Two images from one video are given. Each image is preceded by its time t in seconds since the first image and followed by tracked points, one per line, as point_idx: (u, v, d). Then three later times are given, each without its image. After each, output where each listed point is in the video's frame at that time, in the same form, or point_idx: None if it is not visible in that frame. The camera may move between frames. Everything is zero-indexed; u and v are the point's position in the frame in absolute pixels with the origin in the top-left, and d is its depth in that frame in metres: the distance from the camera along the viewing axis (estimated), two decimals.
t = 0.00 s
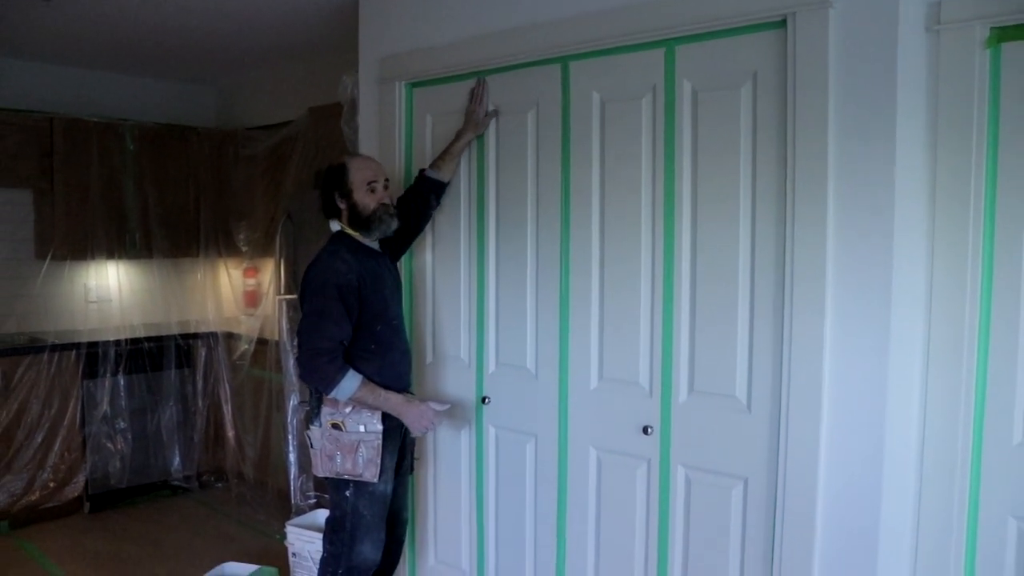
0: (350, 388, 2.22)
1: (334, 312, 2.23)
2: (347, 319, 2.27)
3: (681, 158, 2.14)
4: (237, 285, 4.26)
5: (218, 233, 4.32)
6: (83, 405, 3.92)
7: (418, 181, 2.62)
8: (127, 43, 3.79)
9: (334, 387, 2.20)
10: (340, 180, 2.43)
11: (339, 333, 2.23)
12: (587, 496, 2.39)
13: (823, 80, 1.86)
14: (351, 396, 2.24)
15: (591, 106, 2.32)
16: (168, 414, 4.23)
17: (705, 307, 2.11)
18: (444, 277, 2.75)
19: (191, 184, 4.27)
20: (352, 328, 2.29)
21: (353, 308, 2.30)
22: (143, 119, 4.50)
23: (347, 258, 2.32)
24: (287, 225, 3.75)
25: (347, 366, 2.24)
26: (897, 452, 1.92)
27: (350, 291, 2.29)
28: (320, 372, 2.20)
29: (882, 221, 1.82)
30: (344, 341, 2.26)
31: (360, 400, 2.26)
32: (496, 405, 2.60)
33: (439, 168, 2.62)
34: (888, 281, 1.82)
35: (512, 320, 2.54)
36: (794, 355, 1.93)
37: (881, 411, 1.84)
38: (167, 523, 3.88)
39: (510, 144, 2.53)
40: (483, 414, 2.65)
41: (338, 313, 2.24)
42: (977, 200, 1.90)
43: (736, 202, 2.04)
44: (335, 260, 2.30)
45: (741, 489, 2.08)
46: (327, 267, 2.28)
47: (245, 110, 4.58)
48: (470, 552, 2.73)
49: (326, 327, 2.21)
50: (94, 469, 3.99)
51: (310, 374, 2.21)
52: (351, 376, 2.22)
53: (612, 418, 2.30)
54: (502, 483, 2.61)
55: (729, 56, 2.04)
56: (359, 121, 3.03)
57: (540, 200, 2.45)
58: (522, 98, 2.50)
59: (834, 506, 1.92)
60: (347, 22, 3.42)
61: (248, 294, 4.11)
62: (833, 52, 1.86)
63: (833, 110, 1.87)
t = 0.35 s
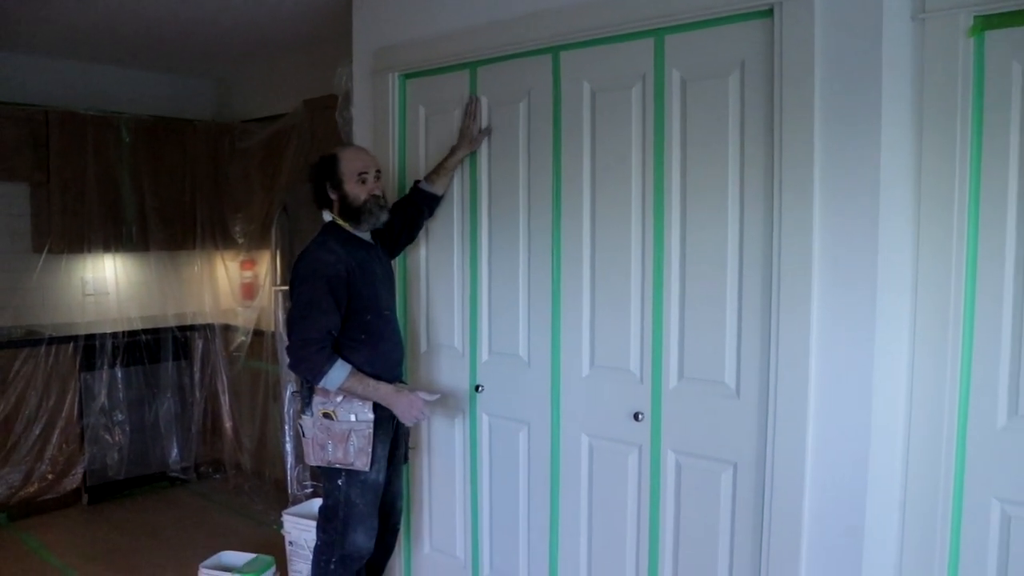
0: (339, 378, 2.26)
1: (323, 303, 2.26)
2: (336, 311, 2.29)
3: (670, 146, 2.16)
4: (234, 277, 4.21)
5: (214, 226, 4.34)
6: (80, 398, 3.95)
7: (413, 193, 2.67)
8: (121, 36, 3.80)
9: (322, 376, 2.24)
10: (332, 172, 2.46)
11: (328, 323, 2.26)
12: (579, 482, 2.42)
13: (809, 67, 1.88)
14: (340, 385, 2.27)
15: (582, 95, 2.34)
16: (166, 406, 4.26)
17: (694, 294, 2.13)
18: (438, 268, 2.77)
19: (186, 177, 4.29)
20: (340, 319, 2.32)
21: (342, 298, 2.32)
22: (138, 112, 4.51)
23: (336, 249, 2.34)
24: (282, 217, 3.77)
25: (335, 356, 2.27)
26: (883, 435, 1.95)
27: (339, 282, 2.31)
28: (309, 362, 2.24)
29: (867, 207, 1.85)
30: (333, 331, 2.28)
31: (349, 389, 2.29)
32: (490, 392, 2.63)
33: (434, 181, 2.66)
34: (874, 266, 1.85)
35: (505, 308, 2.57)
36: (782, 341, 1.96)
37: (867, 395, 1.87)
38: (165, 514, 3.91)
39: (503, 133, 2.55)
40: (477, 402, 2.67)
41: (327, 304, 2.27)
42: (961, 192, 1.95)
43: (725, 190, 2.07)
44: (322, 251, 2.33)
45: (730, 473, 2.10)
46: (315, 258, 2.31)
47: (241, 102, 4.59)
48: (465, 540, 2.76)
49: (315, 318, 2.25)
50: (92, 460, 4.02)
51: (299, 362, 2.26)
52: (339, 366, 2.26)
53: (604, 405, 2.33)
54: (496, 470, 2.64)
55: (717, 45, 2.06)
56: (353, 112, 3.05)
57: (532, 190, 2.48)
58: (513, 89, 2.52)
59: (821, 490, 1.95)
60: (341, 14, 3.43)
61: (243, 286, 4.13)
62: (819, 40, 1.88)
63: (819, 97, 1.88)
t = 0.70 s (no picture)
0: (326, 374, 2.27)
1: (306, 300, 2.27)
2: (321, 307, 2.30)
3: (656, 136, 2.17)
4: (225, 275, 4.17)
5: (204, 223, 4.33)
6: (73, 397, 3.94)
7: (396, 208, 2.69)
8: (106, 34, 3.78)
9: (308, 373, 2.25)
10: (315, 168, 2.44)
11: (313, 320, 2.27)
12: (571, 472, 2.44)
13: (792, 55, 1.88)
14: (328, 381, 2.28)
15: (568, 86, 2.35)
16: (159, 404, 4.26)
17: (682, 283, 2.15)
18: (427, 262, 2.77)
19: (175, 175, 4.28)
20: (325, 314, 2.33)
21: (326, 295, 2.34)
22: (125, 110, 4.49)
23: (317, 246, 2.34)
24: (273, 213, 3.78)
25: (322, 352, 2.28)
26: (871, 419, 1.97)
27: (321, 278, 2.31)
28: (294, 360, 2.25)
29: (851, 194, 1.86)
30: (318, 328, 2.29)
31: (337, 385, 2.29)
32: (482, 384, 2.64)
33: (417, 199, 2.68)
34: (860, 251, 1.86)
35: (495, 301, 2.59)
36: (770, 327, 1.97)
37: (855, 381, 1.89)
38: (161, 512, 3.92)
39: (490, 125, 2.56)
40: (469, 394, 2.69)
41: (310, 300, 2.28)
42: (944, 177, 1.99)
43: (711, 179, 2.08)
44: (304, 246, 2.32)
45: (721, 461, 2.12)
46: (297, 254, 2.30)
47: (228, 99, 4.58)
48: (460, 531, 2.78)
49: (299, 314, 2.26)
50: (86, 460, 4.02)
51: (286, 360, 2.26)
52: (326, 362, 2.26)
53: (595, 394, 2.35)
54: (488, 461, 2.66)
55: (701, 34, 2.06)
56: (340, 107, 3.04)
57: (520, 182, 2.49)
58: (499, 81, 2.52)
59: (811, 476, 1.97)
60: (326, 9, 3.42)
61: (237, 283, 4.07)
62: (802, 28, 1.88)
63: (803, 85, 1.89)
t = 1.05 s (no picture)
0: (321, 369, 2.27)
1: (300, 296, 2.27)
2: (315, 303, 2.30)
3: (658, 131, 2.17)
4: (226, 269, 4.17)
5: (206, 217, 4.32)
6: (74, 389, 3.95)
7: (391, 196, 2.70)
8: (108, 28, 3.78)
9: (303, 369, 2.26)
10: (336, 164, 2.39)
11: (308, 315, 2.27)
12: (571, 466, 2.44)
13: (795, 51, 1.88)
14: (323, 376, 2.28)
15: (570, 82, 2.35)
16: (159, 396, 4.26)
17: (683, 278, 2.15)
18: (428, 256, 2.78)
19: (177, 168, 4.27)
20: (320, 310, 2.33)
21: (320, 290, 2.33)
22: (127, 104, 4.49)
23: (309, 241, 2.34)
24: (275, 207, 3.78)
25: (317, 348, 2.28)
26: (871, 416, 1.97)
27: (315, 273, 2.31)
28: (289, 356, 2.25)
29: (852, 190, 1.86)
30: (313, 323, 2.29)
31: (332, 379, 2.29)
32: (483, 378, 2.64)
33: (412, 187, 2.69)
34: (862, 247, 1.86)
35: (496, 296, 2.59)
36: (771, 323, 1.97)
37: (855, 377, 1.89)
38: (161, 504, 3.93)
39: (492, 120, 2.56)
40: (469, 388, 2.69)
41: (305, 296, 2.27)
42: (946, 174, 2.00)
43: (712, 174, 2.08)
44: (296, 243, 2.32)
45: (720, 456, 2.12)
46: (290, 251, 2.31)
47: (230, 93, 4.57)
48: (460, 525, 2.78)
49: (294, 310, 2.25)
50: (86, 452, 4.03)
51: (280, 355, 2.27)
52: (321, 357, 2.27)
53: (595, 389, 2.35)
54: (489, 455, 2.66)
55: (704, 30, 2.06)
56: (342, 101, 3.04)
57: (522, 177, 2.49)
58: (501, 76, 2.52)
59: (811, 473, 1.97)
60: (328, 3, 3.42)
61: (238, 277, 4.08)
62: (806, 24, 1.88)
63: (805, 81, 1.89)
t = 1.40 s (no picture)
0: (322, 349, 2.28)
1: (303, 276, 2.26)
2: (317, 283, 2.30)
3: (662, 111, 2.15)
4: (228, 251, 4.16)
5: (208, 199, 4.31)
6: (77, 372, 3.96)
7: (390, 172, 2.68)
8: (108, 9, 3.76)
9: (304, 348, 2.26)
10: (354, 150, 2.34)
11: (309, 295, 2.27)
12: (574, 447, 2.45)
13: (801, 29, 1.86)
14: (323, 357, 2.29)
15: (573, 62, 2.33)
16: (162, 378, 4.26)
17: (686, 259, 2.14)
18: (431, 237, 2.77)
19: (178, 150, 4.26)
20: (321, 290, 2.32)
21: (321, 270, 2.32)
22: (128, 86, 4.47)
23: (313, 221, 2.33)
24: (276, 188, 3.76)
25: (318, 328, 2.28)
26: (874, 397, 1.96)
27: (318, 253, 2.30)
28: (290, 335, 2.25)
29: (857, 169, 1.84)
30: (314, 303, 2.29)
31: (332, 360, 2.29)
32: (485, 359, 2.65)
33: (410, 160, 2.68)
34: (867, 226, 1.85)
35: (498, 277, 2.59)
36: (774, 303, 1.96)
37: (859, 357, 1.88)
38: (165, 486, 3.94)
39: (495, 100, 2.54)
40: (472, 369, 2.69)
41: (307, 276, 2.27)
42: (952, 153, 1.99)
43: (717, 154, 2.06)
44: (300, 222, 2.32)
45: (723, 437, 2.12)
46: (292, 231, 2.30)
47: (232, 75, 4.55)
48: (462, 506, 2.79)
49: (296, 290, 2.25)
50: (90, 434, 4.04)
51: (280, 335, 2.27)
52: (322, 337, 2.27)
53: (598, 370, 2.35)
54: (491, 435, 2.67)
55: (708, 8, 2.04)
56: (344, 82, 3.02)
57: (525, 159, 2.48)
58: (504, 56, 2.50)
59: (814, 453, 1.96)
60: None
61: (240, 259, 4.07)
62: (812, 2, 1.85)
63: (811, 60, 1.87)
